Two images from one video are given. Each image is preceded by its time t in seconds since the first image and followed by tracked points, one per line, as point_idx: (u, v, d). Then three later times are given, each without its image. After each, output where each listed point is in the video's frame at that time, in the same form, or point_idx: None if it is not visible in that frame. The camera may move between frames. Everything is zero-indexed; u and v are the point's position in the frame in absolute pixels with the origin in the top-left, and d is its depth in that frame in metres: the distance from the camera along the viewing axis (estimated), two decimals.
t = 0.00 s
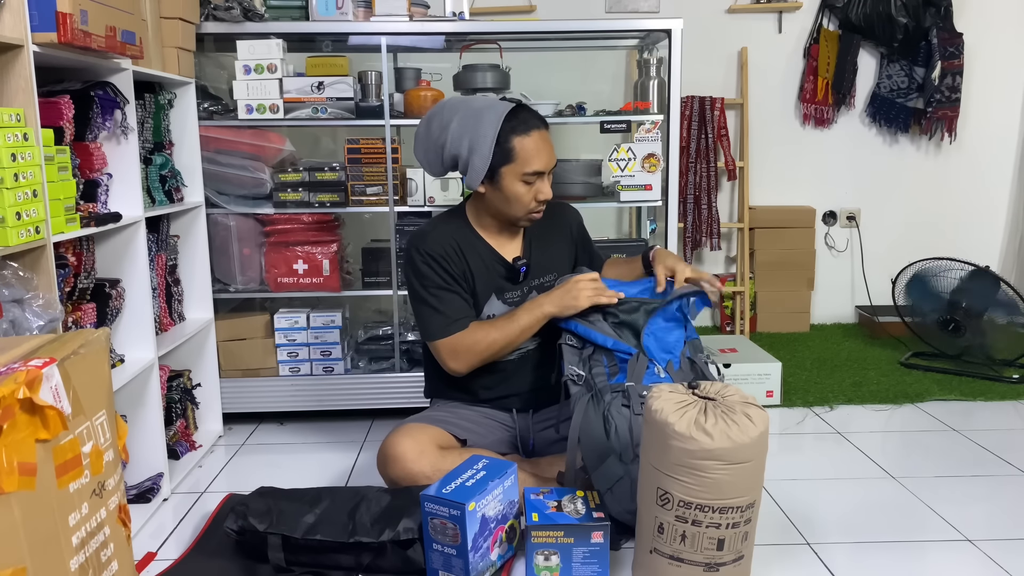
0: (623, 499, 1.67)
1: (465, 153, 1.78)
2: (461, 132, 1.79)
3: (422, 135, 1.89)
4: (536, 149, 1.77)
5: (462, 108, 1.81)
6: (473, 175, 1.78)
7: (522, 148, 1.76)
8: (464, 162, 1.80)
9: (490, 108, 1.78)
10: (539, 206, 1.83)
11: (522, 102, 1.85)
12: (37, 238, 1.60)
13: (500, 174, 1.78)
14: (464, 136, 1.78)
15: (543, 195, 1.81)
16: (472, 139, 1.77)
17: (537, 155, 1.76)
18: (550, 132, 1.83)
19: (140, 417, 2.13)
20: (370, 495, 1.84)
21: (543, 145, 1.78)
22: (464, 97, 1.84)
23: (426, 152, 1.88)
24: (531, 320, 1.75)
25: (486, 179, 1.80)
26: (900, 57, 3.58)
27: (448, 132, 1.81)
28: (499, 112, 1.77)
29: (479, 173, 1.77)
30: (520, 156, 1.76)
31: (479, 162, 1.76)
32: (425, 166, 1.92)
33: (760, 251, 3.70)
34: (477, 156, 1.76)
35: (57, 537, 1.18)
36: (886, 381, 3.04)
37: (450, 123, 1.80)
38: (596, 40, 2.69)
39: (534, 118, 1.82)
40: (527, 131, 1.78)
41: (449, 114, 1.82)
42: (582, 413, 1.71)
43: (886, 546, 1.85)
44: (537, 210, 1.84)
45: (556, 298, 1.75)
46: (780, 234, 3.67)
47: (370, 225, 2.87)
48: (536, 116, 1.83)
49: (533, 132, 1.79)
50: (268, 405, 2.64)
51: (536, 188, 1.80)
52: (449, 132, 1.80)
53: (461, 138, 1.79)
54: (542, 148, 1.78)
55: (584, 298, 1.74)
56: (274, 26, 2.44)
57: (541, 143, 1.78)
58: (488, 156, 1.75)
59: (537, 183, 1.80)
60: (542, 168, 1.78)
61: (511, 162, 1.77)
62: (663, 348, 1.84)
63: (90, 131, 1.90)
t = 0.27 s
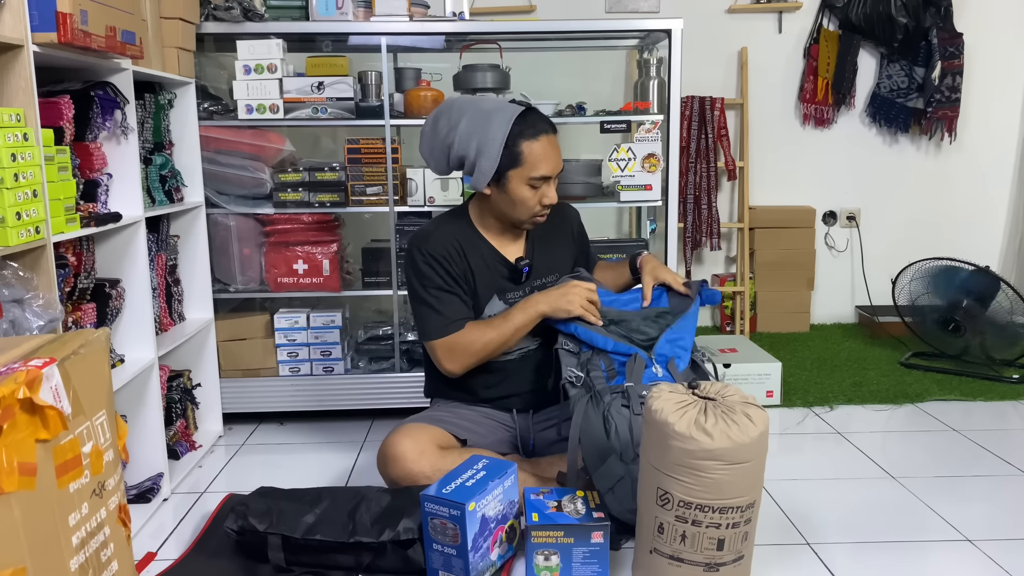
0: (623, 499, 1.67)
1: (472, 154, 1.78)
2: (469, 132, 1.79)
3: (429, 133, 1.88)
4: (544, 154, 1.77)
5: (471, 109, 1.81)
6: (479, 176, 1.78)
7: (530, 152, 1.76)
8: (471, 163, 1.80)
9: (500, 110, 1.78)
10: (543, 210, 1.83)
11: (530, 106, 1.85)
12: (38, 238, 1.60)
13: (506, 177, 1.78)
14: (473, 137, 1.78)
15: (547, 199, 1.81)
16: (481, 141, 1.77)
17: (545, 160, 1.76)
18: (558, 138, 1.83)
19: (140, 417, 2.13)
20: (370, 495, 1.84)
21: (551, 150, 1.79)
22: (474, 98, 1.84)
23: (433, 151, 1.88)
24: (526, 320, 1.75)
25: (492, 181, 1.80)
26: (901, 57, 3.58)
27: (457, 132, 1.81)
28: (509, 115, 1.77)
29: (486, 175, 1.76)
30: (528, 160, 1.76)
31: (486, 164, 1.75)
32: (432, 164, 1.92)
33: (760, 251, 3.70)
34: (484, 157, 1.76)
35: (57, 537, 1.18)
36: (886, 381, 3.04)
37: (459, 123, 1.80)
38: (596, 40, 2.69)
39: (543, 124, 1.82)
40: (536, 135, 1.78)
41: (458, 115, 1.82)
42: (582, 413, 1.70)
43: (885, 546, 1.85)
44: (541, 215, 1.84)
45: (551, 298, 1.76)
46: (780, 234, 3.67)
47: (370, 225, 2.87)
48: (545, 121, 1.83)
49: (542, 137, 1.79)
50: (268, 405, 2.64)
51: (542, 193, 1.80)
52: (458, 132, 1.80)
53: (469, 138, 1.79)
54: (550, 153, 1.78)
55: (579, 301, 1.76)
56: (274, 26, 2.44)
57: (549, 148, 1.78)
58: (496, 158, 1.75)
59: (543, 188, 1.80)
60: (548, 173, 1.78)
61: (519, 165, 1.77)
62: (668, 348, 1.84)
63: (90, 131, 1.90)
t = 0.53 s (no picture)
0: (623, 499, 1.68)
1: (479, 152, 1.78)
2: (476, 130, 1.79)
3: (435, 131, 1.88)
4: (551, 153, 1.77)
5: (478, 106, 1.81)
6: (484, 174, 1.77)
7: (536, 152, 1.76)
8: (476, 161, 1.80)
9: (507, 109, 1.78)
10: (547, 209, 1.84)
11: (536, 105, 1.85)
12: (38, 238, 1.60)
13: (512, 176, 1.78)
14: (479, 135, 1.78)
15: (552, 199, 1.81)
16: (487, 139, 1.76)
17: (550, 161, 1.76)
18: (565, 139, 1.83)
19: (140, 417, 2.13)
20: (370, 495, 1.84)
21: (557, 151, 1.78)
22: (481, 96, 1.84)
23: (438, 148, 1.88)
24: (517, 319, 1.75)
25: (497, 179, 1.80)
26: (901, 57, 3.58)
27: (463, 130, 1.80)
28: (516, 113, 1.77)
29: (491, 173, 1.76)
30: (534, 160, 1.75)
31: (492, 162, 1.75)
32: (436, 162, 1.92)
33: (760, 251, 3.70)
34: (491, 155, 1.75)
35: (57, 537, 1.18)
36: (885, 381, 3.04)
37: (466, 121, 1.80)
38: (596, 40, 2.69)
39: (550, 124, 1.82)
40: (543, 135, 1.78)
41: (464, 112, 1.82)
42: (577, 417, 1.69)
43: (886, 546, 1.85)
44: (544, 214, 1.85)
45: (542, 299, 1.76)
46: (780, 234, 3.67)
47: (370, 224, 2.87)
48: (552, 122, 1.83)
49: (549, 137, 1.79)
50: (268, 405, 2.64)
51: (546, 193, 1.80)
52: (464, 130, 1.80)
53: (475, 136, 1.79)
54: (556, 153, 1.78)
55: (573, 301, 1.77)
56: (274, 26, 2.44)
57: (555, 149, 1.78)
58: (502, 156, 1.75)
59: (547, 188, 1.80)
60: (554, 173, 1.78)
61: (524, 165, 1.77)
62: (661, 344, 1.84)
63: (90, 131, 1.90)
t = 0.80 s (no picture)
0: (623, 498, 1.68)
1: (482, 154, 1.78)
2: (478, 132, 1.79)
3: (436, 133, 1.88)
4: (553, 153, 1.77)
5: (480, 108, 1.81)
6: (488, 175, 1.77)
7: (540, 152, 1.76)
8: (480, 162, 1.80)
9: (509, 109, 1.78)
10: (550, 209, 1.84)
11: (538, 105, 1.85)
12: (38, 238, 1.60)
13: (515, 177, 1.77)
14: (482, 137, 1.78)
15: (555, 198, 1.81)
16: (490, 140, 1.76)
17: (553, 160, 1.77)
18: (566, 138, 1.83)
19: (140, 417, 2.13)
20: (370, 495, 1.84)
21: (559, 150, 1.78)
22: (482, 97, 1.84)
23: (440, 151, 1.87)
24: (517, 314, 1.75)
25: (501, 180, 1.79)
26: (901, 57, 3.58)
27: (466, 132, 1.80)
28: (518, 114, 1.77)
29: (495, 174, 1.76)
30: (537, 160, 1.75)
31: (496, 162, 1.75)
32: (438, 164, 1.92)
33: (760, 251, 3.70)
34: (495, 156, 1.75)
35: (57, 537, 1.18)
36: (885, 381, 3.04)
37: (468, 123, 1.80)
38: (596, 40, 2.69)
39: (552, 124, 1.82)
40: (545, 135, 1.78)
41: (466, 114, 1.82)
42: (572, 417, 1.69)
43: (885, 546, 1.85)
44: (547, 214, 1.85)
45: (540, 292, 1.75)
46: (780, 234, 3.67)
47: (370, 224, 2.87)
48: (553, 121, 1.83)
49: (550, 137, 1.78)
50: (268, 405, 2.64)
51: (550, 192, 1.80)
52: (467, 132, 1.80)
53: (478, 138, 1.79)
54: (559, 153, 1.78)
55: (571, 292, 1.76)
56: (274, 26, 2.44)
57: (557, 149, 1.78)
58: (506, 157, 1.75)
59: (551, 187, 1.80)
60: (556, 172, 1.78)
61: (527, 165, 1.77)
62: (658, 339, 1.84)
63: (90, 131, 1.90)
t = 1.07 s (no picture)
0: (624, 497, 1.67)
1: (485, 158, 1.78)
2: (480, 136, 1.78)
3: (435, 138, 1.86)
4: (556, 155, 1.77)
5: (480, 111, 1.81)
6: (492, 179, 1.78)
7: (542, 155, 1.76)
8: (483, 166, 1.80)
9: (510, 113, 1.78)
10: (553, 209, 1.85)
11: (537, 106, 1.85)
12: (37, 238, 1.60)
13: (518, 180, 1.78)
14: (485, 141, 1.78)
15: (558, 199, 1.82)
16: (493, 144, 1.76)
17: (556, 162, 1.77)
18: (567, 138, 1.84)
19: (140, 417, 2.13)
20: (370, 495, 1.84)
21: (561, 152, 1.79)
22: (480, 100, 1.83)
23: (440, 155, 1.86)
24: (518, 315, 1.75)
25: (504, 183, 1.80)
26: (901, 57, 3.58)
27: (467, 137, 1.80)
28: (520, 117, 1.77)
29: (500, 178, 1.77)
30: (541, 162, 1.76)
31: (501, 167, 1.76)
32: (437, 167, 1.90)
33: (760, 251, 3.70)
34: (499, 161, 1.76)
35: (57, 537, 1.18)
36: (885, 381, 3.04)
37: (470, 127, 1.80)
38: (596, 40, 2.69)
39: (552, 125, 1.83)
40: (546, 136, 1.78)
41: (466, 118, 1.81)
42: (574, 415, 1.69)
43: (886, 546, 1.85)
44: (550, 214, 1.85)
45: (542, 293, 1.75)
46: (780, 234, 3.67)
47: (370, 224, 2.87)
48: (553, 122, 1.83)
49: (552, 138, 1.79)
50: (268, 405, 2.64)
51: (553, 193, 1.81)
52: (468, 136, 1.79)
53: (480, 142, 1.79)
54: (561, 154, 1.78)
55: (574, 291, 1.76)
56: (274, 26, 2.44)
57: (559, 150, 1.78)
58: (510, 161, 1.75)
59: (553, 188, 1.81)
60: (558, 174, 1.79)
61: (531, 167, 1.77)
62: (661, 340, 1.84)
63: (90, 131, 1.90)
